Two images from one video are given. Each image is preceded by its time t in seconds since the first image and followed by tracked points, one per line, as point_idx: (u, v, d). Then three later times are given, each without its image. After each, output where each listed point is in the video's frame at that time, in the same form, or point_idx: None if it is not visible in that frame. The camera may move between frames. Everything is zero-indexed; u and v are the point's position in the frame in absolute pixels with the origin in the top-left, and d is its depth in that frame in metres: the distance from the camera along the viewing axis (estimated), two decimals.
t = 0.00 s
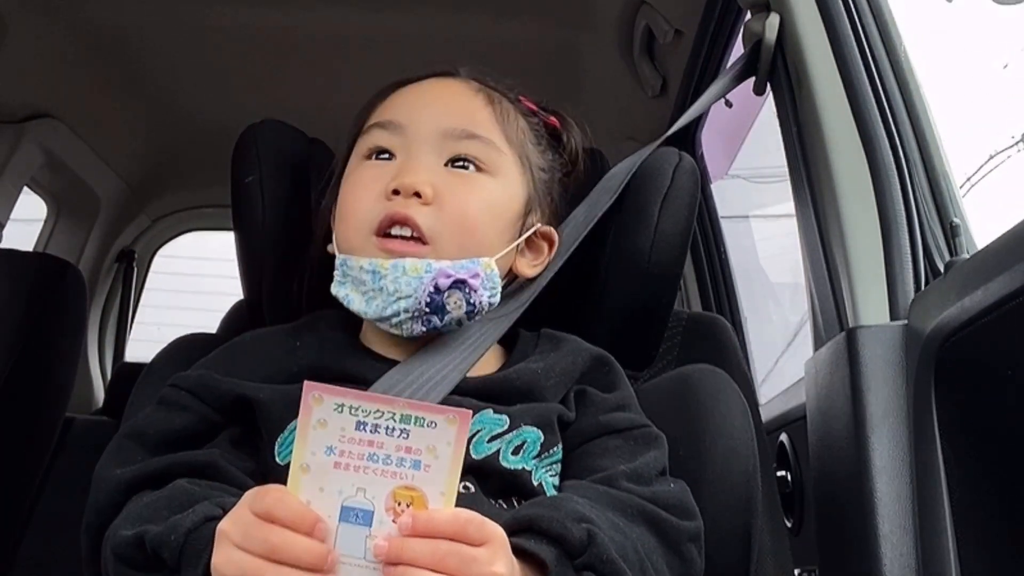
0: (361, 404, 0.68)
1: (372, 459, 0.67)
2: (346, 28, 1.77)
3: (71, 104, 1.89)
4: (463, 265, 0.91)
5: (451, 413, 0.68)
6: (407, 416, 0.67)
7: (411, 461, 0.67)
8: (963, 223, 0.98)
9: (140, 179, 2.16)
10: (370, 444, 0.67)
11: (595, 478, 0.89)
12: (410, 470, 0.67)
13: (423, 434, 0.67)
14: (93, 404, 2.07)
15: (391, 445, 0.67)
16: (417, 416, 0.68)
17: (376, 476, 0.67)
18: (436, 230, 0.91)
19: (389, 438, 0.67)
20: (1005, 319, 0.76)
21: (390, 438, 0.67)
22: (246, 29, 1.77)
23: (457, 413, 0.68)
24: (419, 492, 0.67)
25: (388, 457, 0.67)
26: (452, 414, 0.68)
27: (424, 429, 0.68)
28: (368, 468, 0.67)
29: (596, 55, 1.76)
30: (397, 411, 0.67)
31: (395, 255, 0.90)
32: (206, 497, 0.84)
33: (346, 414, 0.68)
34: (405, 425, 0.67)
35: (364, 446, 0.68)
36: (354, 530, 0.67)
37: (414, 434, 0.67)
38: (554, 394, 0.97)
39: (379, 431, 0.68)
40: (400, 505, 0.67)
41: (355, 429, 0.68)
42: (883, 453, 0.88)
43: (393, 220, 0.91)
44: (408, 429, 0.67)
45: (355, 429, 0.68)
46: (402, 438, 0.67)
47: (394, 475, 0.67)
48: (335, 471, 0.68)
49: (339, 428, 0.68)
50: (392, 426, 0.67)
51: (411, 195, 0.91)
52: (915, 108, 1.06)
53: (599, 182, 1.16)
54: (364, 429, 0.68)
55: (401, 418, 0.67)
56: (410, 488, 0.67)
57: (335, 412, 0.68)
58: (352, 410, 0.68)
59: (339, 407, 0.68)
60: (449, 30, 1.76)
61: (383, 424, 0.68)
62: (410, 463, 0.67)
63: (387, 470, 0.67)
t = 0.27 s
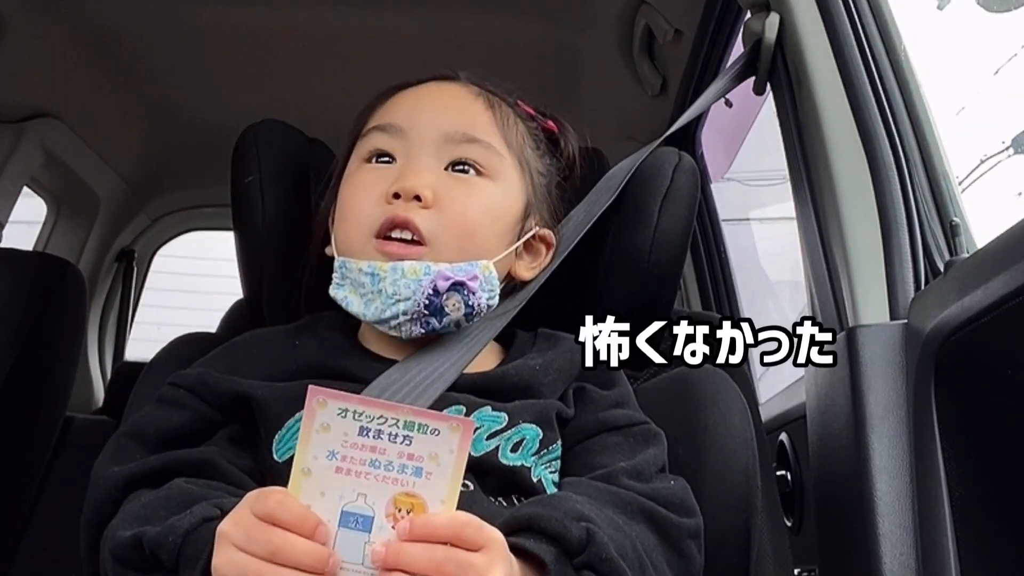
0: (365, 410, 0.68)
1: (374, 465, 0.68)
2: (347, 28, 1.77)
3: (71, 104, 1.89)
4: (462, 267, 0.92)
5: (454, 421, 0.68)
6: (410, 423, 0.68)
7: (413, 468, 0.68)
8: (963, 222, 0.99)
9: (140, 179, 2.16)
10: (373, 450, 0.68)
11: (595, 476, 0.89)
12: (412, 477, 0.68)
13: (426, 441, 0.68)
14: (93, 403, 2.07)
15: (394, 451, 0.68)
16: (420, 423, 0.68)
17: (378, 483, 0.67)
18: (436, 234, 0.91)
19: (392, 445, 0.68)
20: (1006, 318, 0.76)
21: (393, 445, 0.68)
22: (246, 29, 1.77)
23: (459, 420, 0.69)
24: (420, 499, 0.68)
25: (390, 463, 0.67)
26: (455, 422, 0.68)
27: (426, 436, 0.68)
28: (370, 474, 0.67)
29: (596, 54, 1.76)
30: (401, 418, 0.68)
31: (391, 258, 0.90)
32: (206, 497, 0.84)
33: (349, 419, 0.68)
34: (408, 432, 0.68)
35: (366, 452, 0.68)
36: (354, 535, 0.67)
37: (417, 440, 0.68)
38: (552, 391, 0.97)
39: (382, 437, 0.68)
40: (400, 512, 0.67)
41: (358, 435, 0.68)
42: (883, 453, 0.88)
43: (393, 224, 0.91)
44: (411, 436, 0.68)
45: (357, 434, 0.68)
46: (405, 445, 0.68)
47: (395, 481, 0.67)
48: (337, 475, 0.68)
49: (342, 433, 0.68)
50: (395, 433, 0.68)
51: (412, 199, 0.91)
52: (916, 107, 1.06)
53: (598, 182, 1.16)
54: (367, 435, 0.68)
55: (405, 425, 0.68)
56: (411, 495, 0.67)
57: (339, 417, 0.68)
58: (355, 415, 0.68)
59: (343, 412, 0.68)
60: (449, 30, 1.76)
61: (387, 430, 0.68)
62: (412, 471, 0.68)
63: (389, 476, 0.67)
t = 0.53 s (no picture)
0: (370, 409, 0.69)
1: (378, 466, 0.68)
2: (346, 28, 1.77)
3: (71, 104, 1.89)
4: (462, 272, 0.92)
5: (458, 422, 0.68)
6: (415, 423, 0.68)
7: (416, 469, 0.68)
8: (963, 222, 0.99)
9: (140, 178, 2.16)
10: (377, 450, 0.68)
11: (596, 476, 0.89)
12: (415, 478, 0.68)
13: (430, 442, 0.68)
14: (93, 403, 2.07)
15: (398, 452, 0.68)
16: (425, 424, 0.68)
17: (381, 483, 0.68)
18: (434, 241, 0.91)
19: (396, 445, 0.68)
20: (1006, 318, 0.76)
21: (397, 445, 0.68)
22: (245, 29, 1.77)
23: (464, 422, 0.69)
24: (423, 501, 0.67)
25: (394, 464, 0.68)
26: (459, 423, 0.68)
27: (431, 437, 0.68)
28: (373, 474, 0.67)
29: (595, 54, 1.76)
30: (406, 418, 0.68)
31: (393, 264, 0.90)
32: (206, 497, 0.84)
33: (354, 418, 0.69)
34: (413, 433, 0.68)
35: (370, 452, 0.68)
36: (355, 536, 0.67)
37: (422, 441, 0.68)
38: (552, 391, 0.97)
39: (386, 437, 0.68)
40: (402, 514, 0.67)
41: (362, 435, 0.68)
42: (883, 453, 0.88)
43: (390, 232, 0.90)
44: (416, 437, 0.68)
45: (362, 434, 0.68)
46: (409, 446, 0.68)
47: (398, 482, 0.68)
48: (341, 475, 0.68)
49: (347, 432, 0.69)
50: (399, 433, 0.68)
51: (410, 207, 0.90)
52: (916, 107, 1.06)
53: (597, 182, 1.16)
54: (371, 434, 0.68)
55: (410, 425, 0.68)
56: (414, 496, 0.67)
57: (343, 415, 0.69)
58: (360, 414, 0.69)
59: (349, 411, 0.69)
60: (449, 30, 1.76)
61: (391, 430, 0.68)
62: (416, 472, 0.68)
63: (392, 477, 0.68)
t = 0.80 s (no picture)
0: (379, 407, 0.69)
1: (384, 463, 0.68)
2: (346, 28, 1.77)
3: (71, 104, 1.89)
4: (457, 271, 0.91)
5: (467, 424, 0.69)
6: (423, 423, 0.68)
7: (423, 468, 0.68)
8: (962, 222, 0.99)
9: (140, 178, 2.16)
10: (385, 448, 0.68)
11: (595, 475, 0.89)
12: (422, 477, 0.68)
13: (437, 442, 0.68)
14: (93, 403, 2.07)
15: (405, 450, 0.68)
16: (432, 424, 0.68)
17: (388, 480, 0.68)
18: (427, 242, 0.91)
19: (403, 443, 0.68)
20: (1006, 318, 0.76)
21: (405, 443, 0.68)
22: (245, 28, 1.77)
23: (472, 423, 0.69)
24: (429, 499, 0.68)
25: (401, 462, 0.68)
26: (468, 425, 0.69)
27: (438, 438, 0.68)
28: (380, 471, 0.67)
29: (595, 54, 1.76)
30: (414, 417, 0.68)
31: (384, 263, 0.90)
32: (195, 495, 0.84)
33: (363, 415, 0.69)
34: (420, 432, 0.68)
35: (377, 449, 0.68)
36: (361, 531, 0.68)
37: (429, 441, 0.68)
38: (551, 391, 0.97)
39: (394, 435, 0.68)
40: (408, 511, 0.67)
41: (370, 432, 0.68)
42: (883, 452, 0.88)
43: (382, 234, 0.90)
44: (423, 436, 0.68)
45: (370, 431, 0.68)
46: (416, 445, 0.68)
47: (405, 480, 0.68)
48: (347, 471, 0.68)
49: (355, 428, 0.68)
50: (407, 432, 0.68)
51: (400, 209, 0.90)
52: (916, 107, 1.06)
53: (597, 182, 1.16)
54: (379, 432, 0.68)
55: (417, 424, 0.68)
56: (420, 495, 0.68)
57: (353, 412, 0.68)
58: (369, 412, 0.69)
59: (358, 407, 0.69)
60: (449, 30, 1.76)
61: (399, 429, 0.68)
62: (423, 470, 0.68)
63: (399, 475, 0.68)
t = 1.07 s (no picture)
0: (379, 408, 0.68)
1: (387, 462, 0.67)
2: (345, 25, 1.76)
3: (70, 101, 1.89)
4: (459, 272, 0.91)
5: (468, 421, 0.68)
6: (424, 421, 0.67)
7: (426, 465, 0.67)
8: (962, 219, 0.99)
9: (140, 176, 2.16)
10: (387, 447, 0.67)
11: (596, 473, 0.89)
12: (425, 474, 0.67)
13: (439, 439, 0.67)
14: (93, 400, 2.08)
15: (407, 449, 0.67)
16: (433, 422, 0.68)
17: (391, 478, 0.67)
18: (429, 241, 0.91)
19: (405, 442, 0.67)
20: (1005, 314, 0.76)
21: (406, 442, 0.67)
22: (243, 26, 1.77)
23: (473, 421, 0.68)
24: (432, 495, 0.67)
25: (403, 460, 0.67)
26: (470, 422, 0.68)
27: (439, 435, 0.67)
28: (383, 470, 0.67)
29: (595, 51, 1.76)
30: (415, 416, 0.68)
31: (387, 266, 0.90)
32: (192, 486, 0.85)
33: (363, 417, 0.68)
34: (421, 430, 0.67)
35: (379, 449, 0.67)
36: (365, 528, 0.67)
37: (431, 439, 0.67)
38: (551, 389, 0.97)
39: (395, 434, 0.67)
40: (412, 508, 0.67)
41: (371, 432, 0.68)
42: (883, 449, 0.88)
43: (385, 233, 0.90)
44: (425, 434, 0.67)
45: (371, 431, 0.68)
46: (418, 443, 0.67)
47: (408, 478, 0.67)
48: (350, 472, 0.67)
49: (355, 429, 0.68)
50: (408, 431, 0.67)
51: (403, 208, 0.90)
52: (916, 104, 1.06)
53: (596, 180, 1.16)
54: (380, 432, 0.67)
55: (419, 423, 0.67)
56: (423, 491, 0.67)
57: (353, 414, 0.68)
58: (369, 413, 0.68)
59: (358, 409, 0.68)
60: (448, 26, 1.76)
61: (400, 428, 0.67)
62: (425, 467, 0.67)
63: (402, 473, 0.67)
